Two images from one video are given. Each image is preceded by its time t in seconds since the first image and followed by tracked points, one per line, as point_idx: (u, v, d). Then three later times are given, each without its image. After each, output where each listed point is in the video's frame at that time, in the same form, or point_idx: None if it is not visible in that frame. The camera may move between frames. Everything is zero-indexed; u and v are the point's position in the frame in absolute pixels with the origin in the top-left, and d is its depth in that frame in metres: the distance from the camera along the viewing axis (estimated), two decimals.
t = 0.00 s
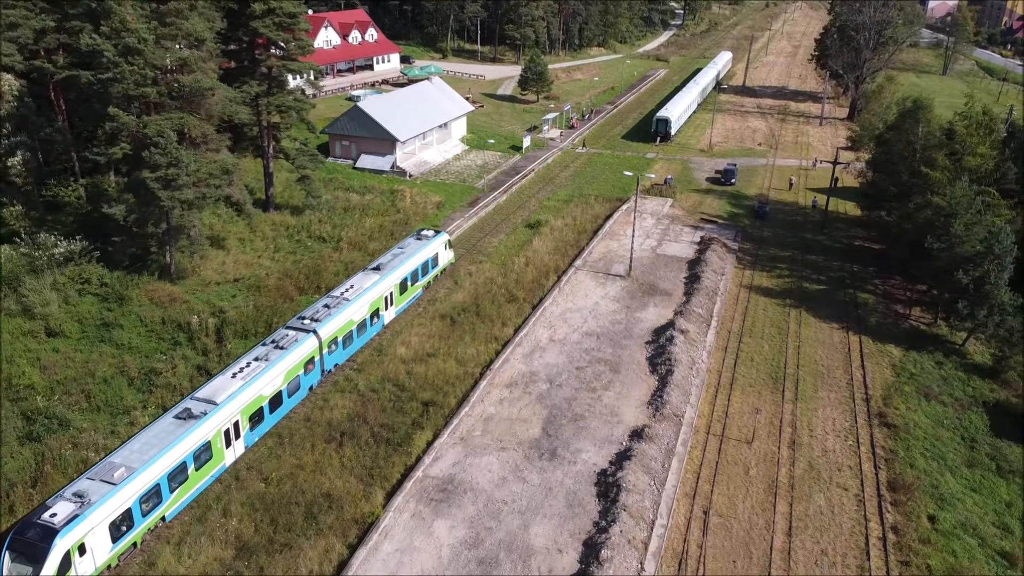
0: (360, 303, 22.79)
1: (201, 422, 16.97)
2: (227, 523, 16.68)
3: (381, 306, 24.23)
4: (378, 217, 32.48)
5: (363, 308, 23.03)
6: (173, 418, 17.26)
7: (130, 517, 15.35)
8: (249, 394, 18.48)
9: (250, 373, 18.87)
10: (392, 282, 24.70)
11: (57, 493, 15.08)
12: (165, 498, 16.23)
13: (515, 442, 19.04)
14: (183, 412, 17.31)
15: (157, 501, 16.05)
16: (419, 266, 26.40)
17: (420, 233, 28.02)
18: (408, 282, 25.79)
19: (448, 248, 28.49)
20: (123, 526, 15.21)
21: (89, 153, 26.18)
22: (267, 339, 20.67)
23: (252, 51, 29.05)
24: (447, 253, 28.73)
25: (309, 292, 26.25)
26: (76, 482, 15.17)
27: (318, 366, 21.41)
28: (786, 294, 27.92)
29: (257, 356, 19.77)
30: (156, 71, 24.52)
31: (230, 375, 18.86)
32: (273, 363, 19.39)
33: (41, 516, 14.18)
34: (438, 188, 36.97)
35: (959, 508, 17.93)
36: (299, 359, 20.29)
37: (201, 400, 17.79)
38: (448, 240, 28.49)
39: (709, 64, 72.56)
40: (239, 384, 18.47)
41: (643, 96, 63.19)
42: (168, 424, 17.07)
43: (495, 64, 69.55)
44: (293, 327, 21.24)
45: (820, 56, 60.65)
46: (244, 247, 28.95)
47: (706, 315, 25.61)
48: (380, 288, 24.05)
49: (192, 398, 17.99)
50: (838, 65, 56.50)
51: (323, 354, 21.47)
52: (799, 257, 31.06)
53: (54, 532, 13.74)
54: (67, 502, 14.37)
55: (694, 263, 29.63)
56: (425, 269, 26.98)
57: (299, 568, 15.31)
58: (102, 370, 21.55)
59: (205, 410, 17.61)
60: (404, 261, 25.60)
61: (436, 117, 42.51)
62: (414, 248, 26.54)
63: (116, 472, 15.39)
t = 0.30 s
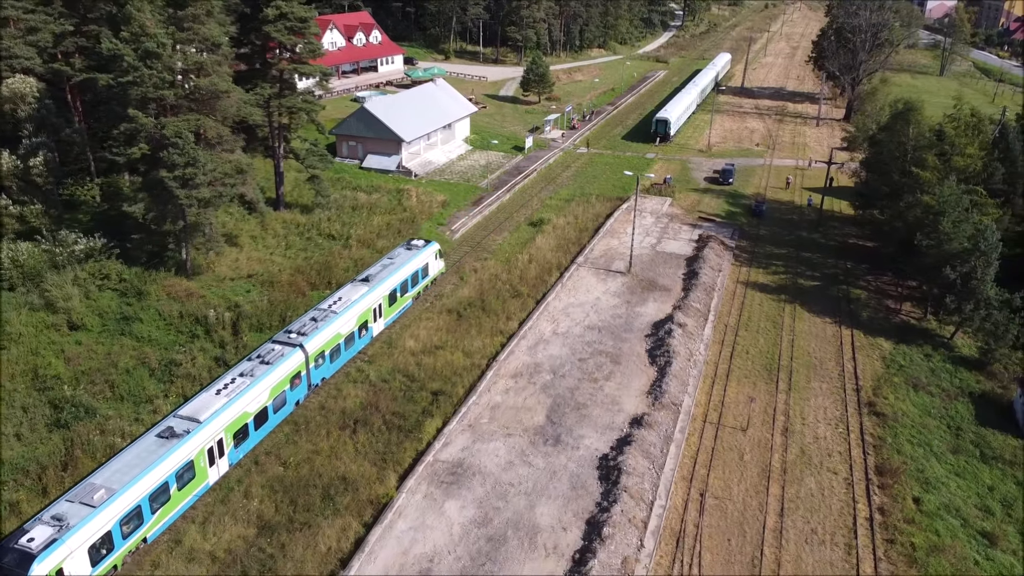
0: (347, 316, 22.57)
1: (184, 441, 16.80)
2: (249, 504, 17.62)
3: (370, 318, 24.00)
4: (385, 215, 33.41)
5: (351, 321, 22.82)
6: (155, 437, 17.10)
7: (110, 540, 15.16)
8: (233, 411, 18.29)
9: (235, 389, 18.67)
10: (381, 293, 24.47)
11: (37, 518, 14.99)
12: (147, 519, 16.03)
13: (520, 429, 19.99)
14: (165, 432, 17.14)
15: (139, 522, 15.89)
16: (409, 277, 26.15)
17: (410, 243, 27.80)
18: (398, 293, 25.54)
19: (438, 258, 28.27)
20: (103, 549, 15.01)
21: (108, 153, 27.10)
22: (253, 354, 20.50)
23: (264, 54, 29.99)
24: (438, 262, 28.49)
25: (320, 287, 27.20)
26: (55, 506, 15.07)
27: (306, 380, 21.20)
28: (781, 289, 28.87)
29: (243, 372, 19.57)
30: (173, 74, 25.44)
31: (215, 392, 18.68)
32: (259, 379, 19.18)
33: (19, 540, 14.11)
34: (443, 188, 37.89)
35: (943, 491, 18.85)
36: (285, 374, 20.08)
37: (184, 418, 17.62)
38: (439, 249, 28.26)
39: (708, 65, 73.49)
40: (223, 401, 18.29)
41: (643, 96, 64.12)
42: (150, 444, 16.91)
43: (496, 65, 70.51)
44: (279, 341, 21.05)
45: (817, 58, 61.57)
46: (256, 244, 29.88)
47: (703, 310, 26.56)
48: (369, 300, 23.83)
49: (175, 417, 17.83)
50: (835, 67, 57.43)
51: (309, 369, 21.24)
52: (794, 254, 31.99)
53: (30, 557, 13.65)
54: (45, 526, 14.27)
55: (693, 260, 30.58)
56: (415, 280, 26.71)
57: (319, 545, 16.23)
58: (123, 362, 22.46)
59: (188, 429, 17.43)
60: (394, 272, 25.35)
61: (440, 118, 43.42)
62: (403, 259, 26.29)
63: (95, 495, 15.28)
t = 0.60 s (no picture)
0: (335, 330, 22.36)
1: (166, 461, 16.45)
2: (269, 487, 18.53)
3: (358, 332, 23.76)
4: (392, 214, 34.32)
5: (338, 335, 22.59)
6: (136, 458, 16.73)
7: (89, 565, 14.72)
8: (217, 430, 18.00)
9: (219, 408, 18.38)
10: (370, 306, 24.24)
11: (12, 544, 14.52)
12: (127, 543, 15.61)
13: (526, 418, 20.90)
14: (147, 452, 16.79)
15: (120, 546, 15.46)
16: (398, 289, 25.90)
17: (400, 254, 27.59)
18: (387, 305, 25.32)
19: (429, 269, 28.07)
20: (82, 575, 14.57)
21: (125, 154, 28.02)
22: (238, 371, 20.22)
23: (276, 58, 30.95)
24: (427, 273, 28.28)
25: (330, 284, 28.14)
26: (32, 531, 14.63)
27: (292, 396, 20.94)
28: (777, 286, 29.79)
29: (227, 390, 19.26)
30: (189, 77, 26.31)
31: (197, 411, 18.36)
32: (243, 397, 18.90)
33: None
34: (447, 187, 38.80)
35: (929, 476, 19.73)
36: (271, 391, 19.83)
37: (167, 438, 17.27)
38: (429, 260, 28.07)
39: (707, 67, 74.42)
40: (206, 420, 17.98)
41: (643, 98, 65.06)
42: (132, 465, 16.54)
43: (499, 66, 71.45)
44: (265, 357, 20.82)
45: (815, 60, 62.49)
46: (268, 242, 30.80)
47: (702, 305, 27.48)
48: (357, 313, 23.60)
49: (157, 437, 17.47)
50: (832, 68, 58.36)
51: (296, 385, 20.98)
52: (790, 252, 32.91)
53: None
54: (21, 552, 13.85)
55: (691, 257, 31.51)
56: (404, 292, 26.49)
57: (336, 525, 17.13)
58: (143, 354, 23.36)
59: (171, 449, 17.09)
60: (382, 284, 25.13)
61: (445, 119, 44.31)
62: (393, 271, 26.07)
63: (74, 519, 14.85)
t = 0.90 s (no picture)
0: (322, 345, 22.19)
1: (148, 484, 16.28)
2: (287, 473, 19.43)
3: (346, 346, 23.58)
4: (399, 213, 35.21)
5: (325, 349, 22.40)
6: (117, 480, 16.53)
7: None
8: (201, 450, 17.83)
9: (202, 428, 18.22)
10: (358, 319, 24.05)
11: None
12: (108, 568, 15.39)
13: (532, 407, 21.80)
14: (128, 474, 16.61)
15: (99, 572, 15.22)
16: (388, 301, 25.68)
17: (389, 265, 27.37)
18: (376, 318, 25.08)
19: (419, 279, 27.86)
20: None
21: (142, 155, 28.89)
22: (222, 388, 20.02)
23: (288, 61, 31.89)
24: (418, 284, 28.04)
25: (341, 281, 29.04)
26: (10, 558, 14.46)
27: (278, 413, 20.75)
28: (773, 282, 30.69)
29: (211, 408, 19.10)
30: (205, 80, 27.19)
31: (180, 431, 18.17)
32: (227, 416, 18.74)
33: None
34: (453, 187, 39.69)
35: (918, 463, 20.59)
36: (256, 408, 19.69)
37: (149, 460, 17.10)
38: (419, 271, 27.84)
39: (707, 68, 75.28)
40: (189, 440, 17.81)
41: (643, 99, 65.93)
42: (113, 487, 16.37)
43: (501, 68, 72.36)
44: (250, 373, 20.62)
45: (812, 61, 63.37)
46: (278, 240, 31.71)
47: (700, 301, 28.37)
48: (345, 326, 23.43)
49: (140, 458, 17.30)
50: (829, 70, 59.25)
51: (282, 402, 20.80)
52: (787, 250, 33.80)
53: None
54: None
55: (691, 255, 32.39)
56: (394, 303, 26.24)
57: (352, 508, 18.01)
58: (162, 347, 24.20)
59: (153, 470, 16.91)
60: (371, 296, 24.90)
61: (449, 120, 45.16)
62: (382, 282, 25.83)
63: (52, 545, 14.65)
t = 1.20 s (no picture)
0: (310, 360, 21.90)
1: (129, 507, 15.88)
2: (304, 458, 20.30)
3: (334, 359, 23.28)
4: (405, 211, 36.07)
5: (313, 364, 22.10)
6: (98, 503, 16.14)
7: None
8: (184, 471, 17.45)
9: (186, 447, 17.83)
10: (348, 332, 23.74)
11: None
12: None
13: (538, 397, 22.67)
14: (109, 497, 16.21)
15: None
16: (377, 313, 25.35)
17: (379, 276, 27.07)
18: (366, 330, 24.76)
19: (410, 290, 27.58)
20: None
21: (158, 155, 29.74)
22: (207, 405, 19.63)
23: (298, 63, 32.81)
24: (408, 295, 27.74)
25: (351, 276, 29.91)
26: None
27: (264, 430, 20.42)
28: (771, 279, 31.56)
29: (195, 426, 18.71)
30: (219, 82, 28.03)
31: (164, 451, 17.77)
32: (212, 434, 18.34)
33: None
34: (458, 186, 40.55)
35: (909, 450, 21.44)
36: (241, 426, 19.31)
37: (130, 481, 16.70)
38: (409, 281, 27.52)
39: (707, 69, 76.16)
40: (173, 460, 17.41)
41: (643, 99, 66.81)
42: (93, 510, 15.97)
43: (503, 69, 73.28)
44: (236, 390, 20.30)
45: (811, 63, 64.23)
46: (289, 238, 32.59)
47: (700, 296, 29.22)
48: (334, 340, 23.11)
49: (121, 480, 16.89)
50: (827, 71, 60.13)
51: (268, 419, 20.49)
52: (785, 247, 34.66)
53: None
54: None
55: (691, 252, 33.24)
56: (384, 315, 25.92)
57: (367, 491, 18.87)
58: (180, 340, 25.06)
59: (134, 492, 16.52)
60: (360, 308, 24.58)
61: (454, 121, 45.98)
62: (371, 294, 25.52)
63: (29, 573, 14.27)
